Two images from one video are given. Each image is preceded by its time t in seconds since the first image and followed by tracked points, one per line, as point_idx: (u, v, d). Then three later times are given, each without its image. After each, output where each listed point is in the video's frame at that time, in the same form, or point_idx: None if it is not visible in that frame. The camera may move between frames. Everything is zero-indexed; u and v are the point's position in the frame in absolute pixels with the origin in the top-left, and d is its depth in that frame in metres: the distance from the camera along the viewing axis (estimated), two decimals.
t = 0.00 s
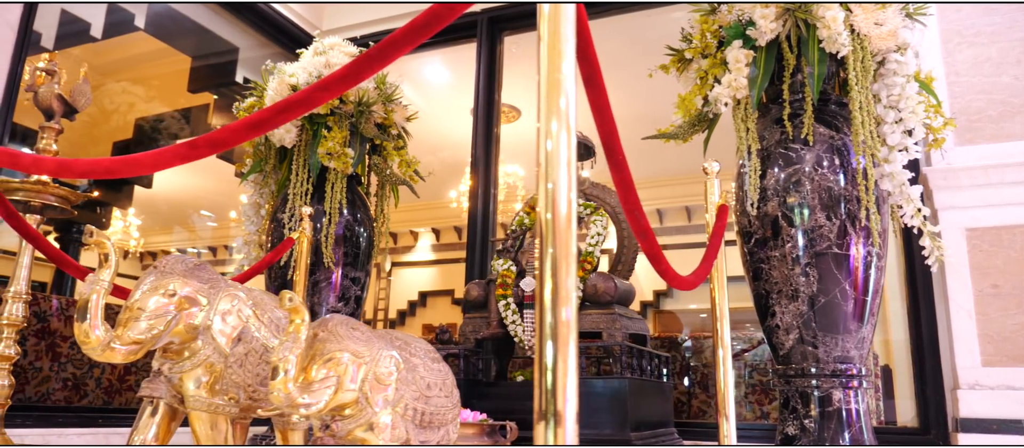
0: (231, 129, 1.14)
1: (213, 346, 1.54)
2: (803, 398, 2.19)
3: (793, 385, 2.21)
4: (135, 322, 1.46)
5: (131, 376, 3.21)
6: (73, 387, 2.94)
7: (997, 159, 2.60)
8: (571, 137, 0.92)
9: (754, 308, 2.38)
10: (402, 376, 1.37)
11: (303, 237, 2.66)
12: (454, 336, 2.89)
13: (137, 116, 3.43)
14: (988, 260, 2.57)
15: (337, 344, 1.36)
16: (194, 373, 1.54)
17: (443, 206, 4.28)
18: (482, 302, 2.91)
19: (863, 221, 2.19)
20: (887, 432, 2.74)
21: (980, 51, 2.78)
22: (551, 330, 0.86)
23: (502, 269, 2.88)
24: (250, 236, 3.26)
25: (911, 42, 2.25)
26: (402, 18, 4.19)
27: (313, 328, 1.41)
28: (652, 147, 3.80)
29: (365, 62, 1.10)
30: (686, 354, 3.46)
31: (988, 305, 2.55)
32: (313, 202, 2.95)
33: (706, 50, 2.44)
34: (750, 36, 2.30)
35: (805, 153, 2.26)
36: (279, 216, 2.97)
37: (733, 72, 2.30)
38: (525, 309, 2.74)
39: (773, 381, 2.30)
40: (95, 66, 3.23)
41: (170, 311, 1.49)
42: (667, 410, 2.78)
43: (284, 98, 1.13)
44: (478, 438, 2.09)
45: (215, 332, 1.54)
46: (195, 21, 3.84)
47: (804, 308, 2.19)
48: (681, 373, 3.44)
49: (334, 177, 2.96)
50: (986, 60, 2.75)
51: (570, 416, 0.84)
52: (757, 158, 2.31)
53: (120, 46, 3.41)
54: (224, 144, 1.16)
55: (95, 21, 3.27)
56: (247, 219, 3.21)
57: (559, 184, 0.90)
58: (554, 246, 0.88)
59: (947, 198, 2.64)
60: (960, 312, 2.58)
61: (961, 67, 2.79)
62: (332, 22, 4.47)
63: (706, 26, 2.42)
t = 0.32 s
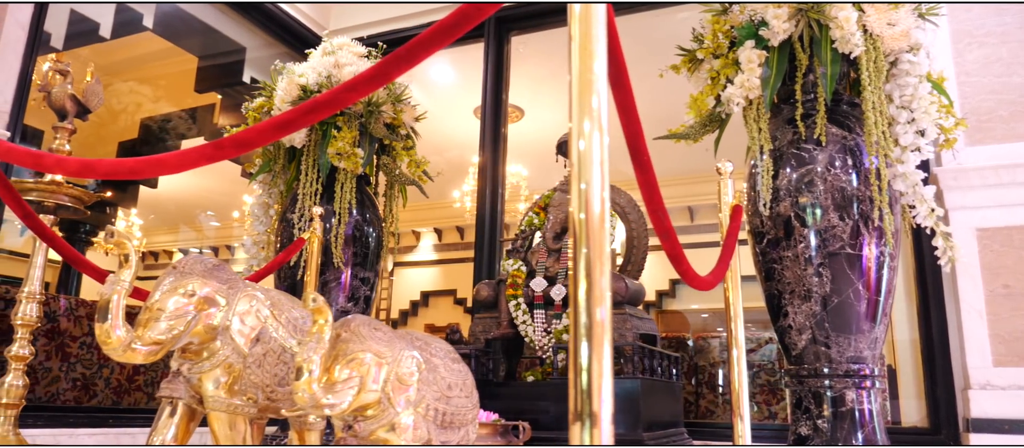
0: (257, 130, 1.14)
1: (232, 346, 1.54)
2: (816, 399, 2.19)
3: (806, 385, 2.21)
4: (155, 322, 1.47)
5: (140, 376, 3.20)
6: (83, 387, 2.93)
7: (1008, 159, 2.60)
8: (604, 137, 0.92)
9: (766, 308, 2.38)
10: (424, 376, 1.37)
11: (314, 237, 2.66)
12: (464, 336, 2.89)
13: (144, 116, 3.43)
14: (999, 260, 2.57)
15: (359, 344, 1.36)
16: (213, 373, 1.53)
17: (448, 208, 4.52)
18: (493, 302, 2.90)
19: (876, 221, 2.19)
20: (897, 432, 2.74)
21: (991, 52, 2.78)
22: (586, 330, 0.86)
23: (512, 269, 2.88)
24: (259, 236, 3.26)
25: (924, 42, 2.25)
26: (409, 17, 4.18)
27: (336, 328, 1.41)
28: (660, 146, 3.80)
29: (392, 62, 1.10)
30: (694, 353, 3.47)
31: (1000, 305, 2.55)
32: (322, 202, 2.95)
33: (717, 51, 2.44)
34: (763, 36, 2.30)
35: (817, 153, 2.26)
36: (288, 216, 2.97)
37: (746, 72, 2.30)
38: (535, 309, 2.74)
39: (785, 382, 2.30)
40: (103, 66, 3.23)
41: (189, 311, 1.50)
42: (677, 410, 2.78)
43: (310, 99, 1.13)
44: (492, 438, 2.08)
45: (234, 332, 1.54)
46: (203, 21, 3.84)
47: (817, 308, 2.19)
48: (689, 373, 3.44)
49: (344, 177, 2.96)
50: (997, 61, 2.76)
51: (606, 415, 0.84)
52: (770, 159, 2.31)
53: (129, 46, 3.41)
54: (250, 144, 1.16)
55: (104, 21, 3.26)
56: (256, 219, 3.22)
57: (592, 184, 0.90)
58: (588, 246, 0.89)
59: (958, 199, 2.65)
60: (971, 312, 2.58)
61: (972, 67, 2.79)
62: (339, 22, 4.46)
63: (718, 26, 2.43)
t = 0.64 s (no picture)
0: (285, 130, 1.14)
1: (252, 346, 1.54)
2: (829, 398, 2.19)
3: (820, 385, 2.21)
4: (176, 323, 1.47)
5: (150, 376, 3.20)
6: (93, 387, 2.93)
7: (1020, 159, 2.61)
8: (637, 136, 0.93)
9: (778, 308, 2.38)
10: (446, 377, 1.37)
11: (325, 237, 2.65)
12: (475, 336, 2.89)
13: (152, 116, 3.44)
14: (1011, 260, 2.57)
15: (382, 345, 1.36)
16: (233, 374, 1.53)
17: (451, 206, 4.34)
18: (504, 302, 2.91)
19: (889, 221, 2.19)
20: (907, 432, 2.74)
21: (1001, 51, 2.78)
22: (621, 331, 0.86)
23: (523, 269, 2.89)
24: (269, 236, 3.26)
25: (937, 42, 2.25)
26: (416, 17, 4.19)
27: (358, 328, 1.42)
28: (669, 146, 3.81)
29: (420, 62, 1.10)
30: (702, 352, 3.46)
31: (1012, 305, 2.55)
32: (332, 202, 2.95)
33: (730, 51, 2.44)
34: (776, 36, 2.30)
35: (830, 153, 2.27)
36: (298, 216, 2.97)
37: (758, 72, 2.30)
38: (546, 309, 2.74)
39: (798, 382, 2.30)
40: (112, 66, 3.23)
41: (209, 312, 1.50)
42: (688, 409, 2.77)
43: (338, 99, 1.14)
44: (506, 437, 2.08)
45: (254, 332, 1.54)
46: (211, 21, 3.84)
47: (830, 308, 2.19)
48: (698, 372, 3.44)
49: (353, 177, 2.96)
50: (1008, 60, 2.76)
51: (642, 417, 0.84)
52: (782, 159, 2.31)
53: (138, 46, 3.41)
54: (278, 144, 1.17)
55: (114, 21, 3.27)
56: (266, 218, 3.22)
57: (626, 184, 0.90)
58: (622, 246, 0.89)
59: (970, 198, 2.66)
60: (982, 311, 2.58)
61: (982, 67, 2.79)
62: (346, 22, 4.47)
63: (729, 26, 2.42)
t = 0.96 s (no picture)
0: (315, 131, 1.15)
1: (274, 347, 1.54)
2: (844, 398, 2.19)
3: (834, 385, 2.21)
4: (199, 323, 1.48)
5: (160, 376, 3.20)
6: (104, 387, 2.94)
7: None
8: (673, 135, 0.93)
9: (792, 307, 2.39)
10: (470, 377, 1.37)
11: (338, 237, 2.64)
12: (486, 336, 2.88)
13: (160, 116, 3.44)
14: None
15: (408, 345, 1.37)
16: (255, 374, 1.53)
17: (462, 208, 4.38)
18: (515, 302, 2.88)
19: (904, 221, 2.19)
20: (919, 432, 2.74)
21: (1013, 51, 2.78)
22: (660, 330, 0.87)
23: (534, 269, 2.88)
24: (279, 236, 3.26)
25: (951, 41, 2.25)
26: (424, 17, 4.20)
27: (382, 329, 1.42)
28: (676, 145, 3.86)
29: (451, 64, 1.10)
30: (712, 352, 3.46)
31: None
32: (343, 202, 2.95)
33: (743, 51, 2.44)
34: (790, 37, 2.31)
35: (845, 153, 2.27)
36: (309, 216, 2.97)
37: (772, 72, 2.30)
38: (558, 309, 2.74)
39: (812, 381, 2.30)
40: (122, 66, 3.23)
41: (232, 312, 1.50)
42: (699, 409, 2.78)
43: (368, 101, 1.14)
44: (522, 437, 2.08)
45: (276, 333, 1.54)
46: (220, 21, 3.85)
47: (845, 308, 2.19)
48: (707, 372, 3.43)
49: (365, 177, 2.96)
50: (1020, 61, 2.76)
51: (683, 417, 0.84)
52: (797, 158, 2.31)
53: (148, 46, 3.42)
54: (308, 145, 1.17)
55: (124, 21, 3.28)
56: (277, 219, 3.22)
57: (664, 182, 0.91)
58: (660, 245, 0.89)
59: (982, 198, 2.67)
60: (995, 311, 2.59)
61: (994, 67, 2.79)
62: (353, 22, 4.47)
63: (742, 27, 2.42)
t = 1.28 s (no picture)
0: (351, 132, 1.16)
1: (298, 347, 1.54)
2: (861, 398, 2.19)
3: (851, 385, 2.21)
4: (224, 324, 1.48)
5: (172, 376, 3.20)
6: (116, 387, 2.94)
7: None
8: (713, 133, 0.93)
9: (808, 307, 2.39)
10: (498, 377, 1.37)
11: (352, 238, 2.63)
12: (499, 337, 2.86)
13: (170, 116, 3.43)
14: None
15: (437, 345, 1.37)
16: (280, 375, 1.53)
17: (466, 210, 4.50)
18: (528, 302, 2.89)
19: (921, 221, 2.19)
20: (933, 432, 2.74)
21: None
22: (704, 330, 0.87)
23: (547, 269, 2.87)
24: (291, 236, 3.26)
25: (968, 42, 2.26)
26: (434, 17, 4.20)
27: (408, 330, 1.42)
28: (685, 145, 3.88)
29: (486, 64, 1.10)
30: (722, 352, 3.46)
31: None
32: (356, 202, 2.95)
33: (758, 51, 2.44)
34: (807, 37, 2.31)
35: (861, 154, 2.27)
36: (321, 216, 2.97)
37: (789, 72, 2.30)
38: (572, 309, 2.74)
39: (829, 381, 2.31)
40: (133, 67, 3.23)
41: (257, 313, 1.50)
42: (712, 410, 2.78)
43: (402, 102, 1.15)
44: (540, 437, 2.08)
45: (301, 334, 1.54)
46: (230, 21, 3.85)
47: (862, 308, 2.19)
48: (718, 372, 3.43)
49: (377, 177, 2.96)
50: None
51: (728, 417, 0.84)
52: (813, 158, 2.32)
53: (159, 46, 3.42)
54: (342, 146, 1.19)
55: (136, 21, 3.28)
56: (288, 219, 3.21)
57: (705, 181, 0.91)
58: (703, 244, 0.89)
59: (996, 198, 2.68)
60: (1010, 312, 2.60)
61: (1007, 67, 2.80)
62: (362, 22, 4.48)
63: (757, 27, 2.42)
